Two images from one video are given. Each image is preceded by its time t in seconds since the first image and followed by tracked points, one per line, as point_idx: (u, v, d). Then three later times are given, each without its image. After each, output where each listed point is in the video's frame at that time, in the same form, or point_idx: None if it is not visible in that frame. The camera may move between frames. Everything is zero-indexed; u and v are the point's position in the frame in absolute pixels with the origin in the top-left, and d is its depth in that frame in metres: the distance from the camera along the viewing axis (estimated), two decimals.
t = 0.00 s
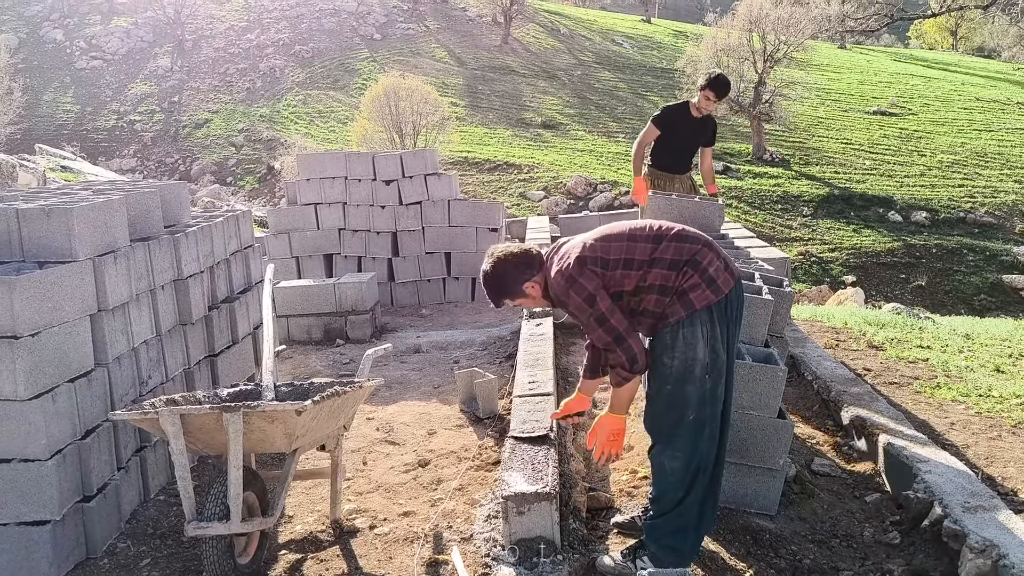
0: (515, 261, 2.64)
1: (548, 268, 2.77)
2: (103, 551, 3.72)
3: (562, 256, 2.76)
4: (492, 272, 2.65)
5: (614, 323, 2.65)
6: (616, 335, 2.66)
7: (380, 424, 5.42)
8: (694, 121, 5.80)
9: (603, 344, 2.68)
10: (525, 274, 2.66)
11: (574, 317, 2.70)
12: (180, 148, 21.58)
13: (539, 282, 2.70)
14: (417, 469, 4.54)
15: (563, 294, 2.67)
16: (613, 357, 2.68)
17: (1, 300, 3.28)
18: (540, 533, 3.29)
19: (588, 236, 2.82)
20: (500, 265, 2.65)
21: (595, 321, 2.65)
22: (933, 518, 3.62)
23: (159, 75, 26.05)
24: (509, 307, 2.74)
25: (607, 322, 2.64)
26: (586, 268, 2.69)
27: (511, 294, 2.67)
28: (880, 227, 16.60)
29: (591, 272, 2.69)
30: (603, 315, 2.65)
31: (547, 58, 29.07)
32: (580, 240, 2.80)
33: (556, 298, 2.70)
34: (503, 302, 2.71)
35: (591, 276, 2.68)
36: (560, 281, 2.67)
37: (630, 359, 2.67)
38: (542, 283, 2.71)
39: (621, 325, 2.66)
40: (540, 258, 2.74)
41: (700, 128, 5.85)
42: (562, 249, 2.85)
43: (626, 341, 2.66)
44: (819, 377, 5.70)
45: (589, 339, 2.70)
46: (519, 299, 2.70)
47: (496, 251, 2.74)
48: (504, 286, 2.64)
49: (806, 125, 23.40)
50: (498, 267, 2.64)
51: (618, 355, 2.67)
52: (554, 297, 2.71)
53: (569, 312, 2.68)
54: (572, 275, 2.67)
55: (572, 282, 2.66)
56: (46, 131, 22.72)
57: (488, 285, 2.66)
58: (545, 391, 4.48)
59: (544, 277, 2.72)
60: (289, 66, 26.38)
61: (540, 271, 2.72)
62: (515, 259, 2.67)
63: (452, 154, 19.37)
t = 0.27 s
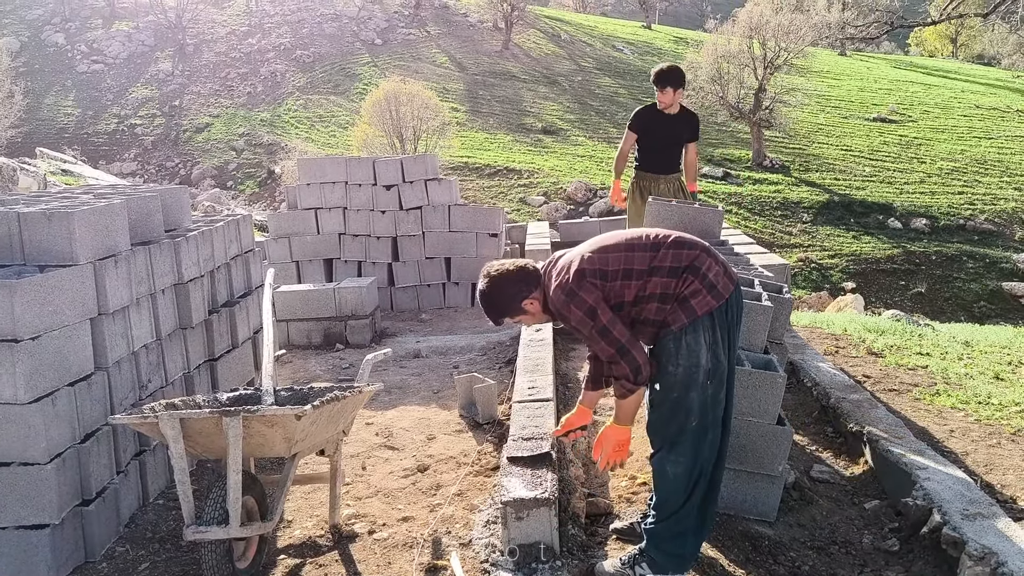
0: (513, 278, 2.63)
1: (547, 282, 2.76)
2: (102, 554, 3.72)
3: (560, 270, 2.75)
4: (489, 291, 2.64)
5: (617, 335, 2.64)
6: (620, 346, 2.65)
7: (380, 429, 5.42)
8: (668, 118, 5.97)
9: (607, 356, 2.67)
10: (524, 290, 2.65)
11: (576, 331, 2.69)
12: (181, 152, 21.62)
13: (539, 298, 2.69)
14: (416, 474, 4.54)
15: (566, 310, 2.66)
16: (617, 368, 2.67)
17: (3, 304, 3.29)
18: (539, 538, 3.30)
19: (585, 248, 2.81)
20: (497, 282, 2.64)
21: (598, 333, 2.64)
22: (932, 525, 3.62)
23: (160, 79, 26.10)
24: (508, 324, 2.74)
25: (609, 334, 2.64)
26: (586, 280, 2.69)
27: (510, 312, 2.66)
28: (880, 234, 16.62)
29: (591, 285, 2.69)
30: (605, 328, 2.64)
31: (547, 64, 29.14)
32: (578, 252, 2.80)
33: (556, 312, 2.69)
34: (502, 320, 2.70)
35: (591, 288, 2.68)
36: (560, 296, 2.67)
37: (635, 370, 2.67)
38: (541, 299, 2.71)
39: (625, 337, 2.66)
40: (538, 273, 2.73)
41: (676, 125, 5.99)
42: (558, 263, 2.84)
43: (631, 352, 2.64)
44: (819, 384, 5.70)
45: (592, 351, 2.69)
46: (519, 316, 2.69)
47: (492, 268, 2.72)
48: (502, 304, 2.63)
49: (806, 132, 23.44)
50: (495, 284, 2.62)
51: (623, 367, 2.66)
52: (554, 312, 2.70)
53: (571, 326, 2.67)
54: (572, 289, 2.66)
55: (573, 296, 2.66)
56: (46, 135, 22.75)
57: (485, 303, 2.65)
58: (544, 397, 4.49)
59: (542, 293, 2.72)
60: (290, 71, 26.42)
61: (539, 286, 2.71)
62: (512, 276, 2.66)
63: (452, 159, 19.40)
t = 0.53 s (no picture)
0: (516, 281, 2.62)
1: (549, 283, 2.75)
2: (103, 555, 3.73)
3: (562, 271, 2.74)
4: (490, 291, 2.63)
5: (621, 335, 2.64)
6: (624, 347, 2.64)
7: (382, 430, 5.42)
8: (660, 119, 6.00)
9: (611, 358, 2.66)
10: (526, 291, 2.64)
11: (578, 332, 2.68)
12: (184, 154, 21.66)
13: (541, 300, 2.69)
14: (417, 475, 4.55)
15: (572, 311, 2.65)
16: (622, 370, 2.66)
17: (6, 304, 3.30)
18: (540, 539, 3.30)
19: (588, 250, 2.81)
20: (499, 282, 2.63)
21: (604, 334, 2.64)
22: (934, 527, 3.63)
23: (163, 81, 26.16)
24: (509, 326, 2.72)
25: (615, 335, 2.63)
26: (589, 281, 2.68)
27: (511, 313, 2.65)
28: (882, 236, 16.62)
29: (595, 286, 2.68)
30: (611, 329, 2.63)
31: (550, 66, 29.17)
32: (581, 253, 2.79)
33: (559, 313, 2.68)
34: (503, 322, 2.68)
35: (595, 288, 2.67)
36: (563, 296, 2.66)
37: (640, 371, 2.66)
38: (543, 301, 2.70)
39: (631, 338, 2.65)
40: (540, 274, 2.73)
41: (671, 124, 5.99)
42: (560, 264, 2.83)
43: (636, 353, 2.63)
44: (821, 386, 5.69)
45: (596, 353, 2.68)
46: (520, 318, 2.68)
47: (493, 269, 2.71)
48: (503, 305, 2.62)
49: (808, 134, 23.43)
50: (497, 285, 2.61)
51: (628, 368, 2.65)
52: (557, 313, 2.69)
53: (574, 327, 2.66)
54: (576, 289, 2.65)
55: (579, 297, 2.65)
56: (49, 137, 22.81)
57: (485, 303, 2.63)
58: (546, 398, 4.49)
59: (544, 295, 2.71)
60: (293, 73, 26.46)
61: (541, 287, 2.70)
62: (514, 276, 2.65)
63: (454, 161, 19.42)
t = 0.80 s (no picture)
0: (523, 279, 2.60)
1: (556, 282, 2.74)
2: (109, 553, 3.74)
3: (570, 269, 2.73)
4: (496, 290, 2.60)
5: (630, 332, 2.63)
6: (634, 344, 2.64)
7: (387, 429, 5.44)
8: (664, 117, 6.01)
9: (620, 355, 2.66)
10: (535, 290, 2.63)
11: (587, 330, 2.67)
12: (188, 154, 21.70)
13: (549, 300, 2.67)
14: (422, 474, 4.55)
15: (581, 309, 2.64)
16: (631, 367, 2.66)
17: (12, 304, 3.32)
18: (545, 538, 3.32)
19: (593, 248, 2.80)
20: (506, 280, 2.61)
21: (614, 332, 2.63)
22: (938, 525, 3.62)
23: (167, 81, 26.21)
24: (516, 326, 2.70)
25: (624, 332, 2.62)
26: (597, 278, 2.67)
27: (518, 313, 2.63)
28: (886, 234, 16.58)
29: (602, 283, 2.67)
30: (620, 326, 2.63)
31: (553, 65, 29.15)
32: (587, 251, 2.79)
33: (566, 311, 2.67)
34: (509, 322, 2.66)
35: (603, 286, 2.67)
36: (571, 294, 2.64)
37: (650, 368, 2.65)
38: (551, 300, 2.69)
39: (640, 335, 2.65)
40: (547, 272, 2.71)
41: (676, 122, 5.99)
42: (565, 262, 2.82)
43: (646, 350, 2.63)
44: (825, 385, 5.68)
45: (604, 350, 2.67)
46: (528, 317, 2.66)
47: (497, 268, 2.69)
48: (511, 304, 2.59)
49: (811, 133, 23.38)
50: (504, 284, 2.60)
51: (637, 365, 2.64)
52: (564, 310, 2.68)
53: (583, 324, 2.65)
54: (584, 286, 2.65)
55: (588, 295, 2.64)
56: (54, 137, 22.87)
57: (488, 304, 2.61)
58: (550, 397, 4.50)
59: (551, 294, 2.69)
60: (296, 72, 26.47)
61: (548, 286, 2.69)
62: (523, 274, 2.63)
63: (458, 160, 19.42)
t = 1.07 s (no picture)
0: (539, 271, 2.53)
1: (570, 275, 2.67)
2: (120, 550, 3.76)
3: (585, 260, 2.66)
4: (512, 281, 2.49)
5: (653, 327, 2.60)
6: (655, 339, 2.61)
7: (394, 425, 5.45)
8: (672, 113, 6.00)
9: (641, 350, 2.62)
10: (551, 283, 2.55)
11: (607, 323, 2.63)
12: (194, 152, 21.75)
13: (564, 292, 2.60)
14: (429, 470, 4.56)
15: (602, 302, 2.59)
16: (651, 362, 2.63)
17: (22, 302, 3.34)
18: (552, 533, 3.32)
19: (606, 240, 2.75)
20: (521, 271, 2.51)
21: (635, 326, 2.59)
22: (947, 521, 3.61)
23: (173, 79, 26.27)
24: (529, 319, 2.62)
25: (647, 327, 2.59)
26: (616, 272, 2.63)
27: (533, 307, 2.54)
28: (893, 230, 16.52)
29: (621, 277, 2.63)
30: (641, 320, 2.59)
31: (558, 62, 29.11)
32: (601, 243, 2.73)
33: (584, 304, 2.61)
34: (522, 315, 2.57)
35: (624, 279, 2.63)
36: (593, 287, 2.58)
37: (670, 364, 2.63)
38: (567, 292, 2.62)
39: (659, 329, 2.62)
40: (562, 264, 2.65)
41: (679, 121, 5.99)
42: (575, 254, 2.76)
43: (667, 345, 2.61)
44: (832, 381, 5.67)
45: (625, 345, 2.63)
46: (543, 309, 2.59)
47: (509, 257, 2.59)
48: (528, 297, 2.50)
49: (818, 129, 23.30)
50: (520, 275, 2.51)
51: (658, 360, 2.61)
52: (582, 303, 2.62)
53: (604, 318, 2.60)
54: (603, 279, 2.59)
55: (609, 288, 2.59)
56: (60, 136, 22.96)
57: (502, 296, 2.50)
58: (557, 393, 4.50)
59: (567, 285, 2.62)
60: (301, 71, 26.50)
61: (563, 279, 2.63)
62: (536, 267, 2.54)
63: (463, 158, 19.43)
